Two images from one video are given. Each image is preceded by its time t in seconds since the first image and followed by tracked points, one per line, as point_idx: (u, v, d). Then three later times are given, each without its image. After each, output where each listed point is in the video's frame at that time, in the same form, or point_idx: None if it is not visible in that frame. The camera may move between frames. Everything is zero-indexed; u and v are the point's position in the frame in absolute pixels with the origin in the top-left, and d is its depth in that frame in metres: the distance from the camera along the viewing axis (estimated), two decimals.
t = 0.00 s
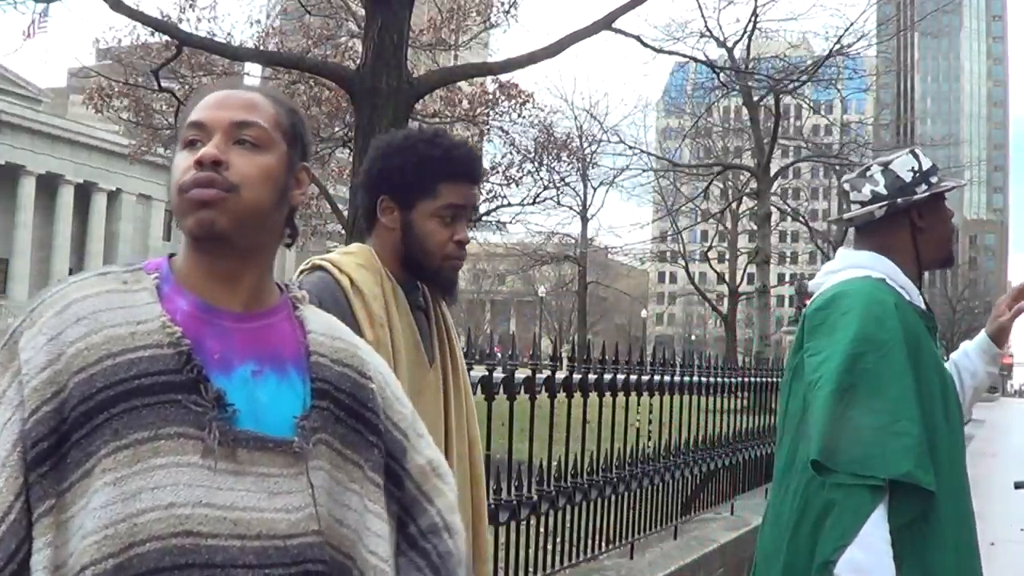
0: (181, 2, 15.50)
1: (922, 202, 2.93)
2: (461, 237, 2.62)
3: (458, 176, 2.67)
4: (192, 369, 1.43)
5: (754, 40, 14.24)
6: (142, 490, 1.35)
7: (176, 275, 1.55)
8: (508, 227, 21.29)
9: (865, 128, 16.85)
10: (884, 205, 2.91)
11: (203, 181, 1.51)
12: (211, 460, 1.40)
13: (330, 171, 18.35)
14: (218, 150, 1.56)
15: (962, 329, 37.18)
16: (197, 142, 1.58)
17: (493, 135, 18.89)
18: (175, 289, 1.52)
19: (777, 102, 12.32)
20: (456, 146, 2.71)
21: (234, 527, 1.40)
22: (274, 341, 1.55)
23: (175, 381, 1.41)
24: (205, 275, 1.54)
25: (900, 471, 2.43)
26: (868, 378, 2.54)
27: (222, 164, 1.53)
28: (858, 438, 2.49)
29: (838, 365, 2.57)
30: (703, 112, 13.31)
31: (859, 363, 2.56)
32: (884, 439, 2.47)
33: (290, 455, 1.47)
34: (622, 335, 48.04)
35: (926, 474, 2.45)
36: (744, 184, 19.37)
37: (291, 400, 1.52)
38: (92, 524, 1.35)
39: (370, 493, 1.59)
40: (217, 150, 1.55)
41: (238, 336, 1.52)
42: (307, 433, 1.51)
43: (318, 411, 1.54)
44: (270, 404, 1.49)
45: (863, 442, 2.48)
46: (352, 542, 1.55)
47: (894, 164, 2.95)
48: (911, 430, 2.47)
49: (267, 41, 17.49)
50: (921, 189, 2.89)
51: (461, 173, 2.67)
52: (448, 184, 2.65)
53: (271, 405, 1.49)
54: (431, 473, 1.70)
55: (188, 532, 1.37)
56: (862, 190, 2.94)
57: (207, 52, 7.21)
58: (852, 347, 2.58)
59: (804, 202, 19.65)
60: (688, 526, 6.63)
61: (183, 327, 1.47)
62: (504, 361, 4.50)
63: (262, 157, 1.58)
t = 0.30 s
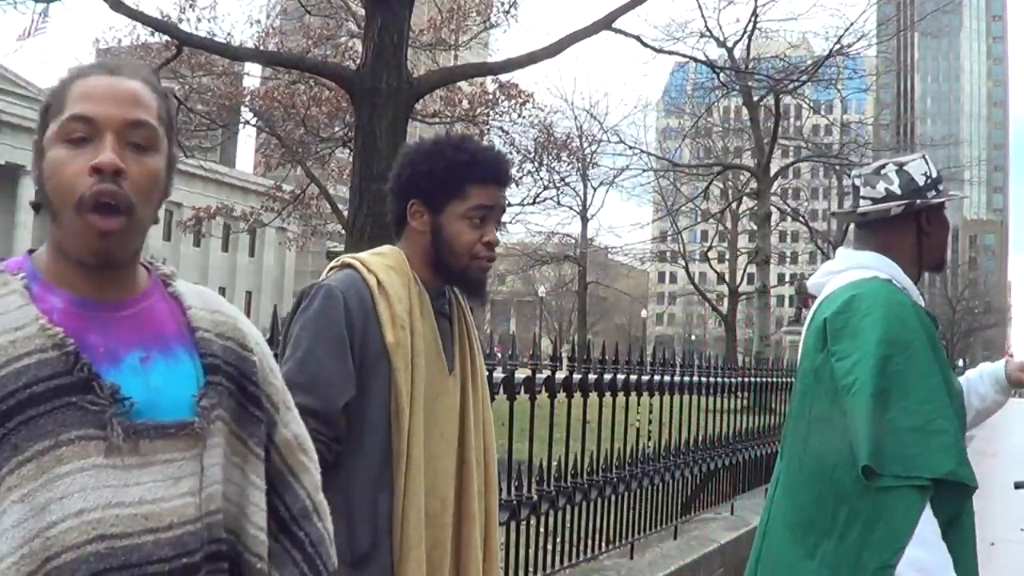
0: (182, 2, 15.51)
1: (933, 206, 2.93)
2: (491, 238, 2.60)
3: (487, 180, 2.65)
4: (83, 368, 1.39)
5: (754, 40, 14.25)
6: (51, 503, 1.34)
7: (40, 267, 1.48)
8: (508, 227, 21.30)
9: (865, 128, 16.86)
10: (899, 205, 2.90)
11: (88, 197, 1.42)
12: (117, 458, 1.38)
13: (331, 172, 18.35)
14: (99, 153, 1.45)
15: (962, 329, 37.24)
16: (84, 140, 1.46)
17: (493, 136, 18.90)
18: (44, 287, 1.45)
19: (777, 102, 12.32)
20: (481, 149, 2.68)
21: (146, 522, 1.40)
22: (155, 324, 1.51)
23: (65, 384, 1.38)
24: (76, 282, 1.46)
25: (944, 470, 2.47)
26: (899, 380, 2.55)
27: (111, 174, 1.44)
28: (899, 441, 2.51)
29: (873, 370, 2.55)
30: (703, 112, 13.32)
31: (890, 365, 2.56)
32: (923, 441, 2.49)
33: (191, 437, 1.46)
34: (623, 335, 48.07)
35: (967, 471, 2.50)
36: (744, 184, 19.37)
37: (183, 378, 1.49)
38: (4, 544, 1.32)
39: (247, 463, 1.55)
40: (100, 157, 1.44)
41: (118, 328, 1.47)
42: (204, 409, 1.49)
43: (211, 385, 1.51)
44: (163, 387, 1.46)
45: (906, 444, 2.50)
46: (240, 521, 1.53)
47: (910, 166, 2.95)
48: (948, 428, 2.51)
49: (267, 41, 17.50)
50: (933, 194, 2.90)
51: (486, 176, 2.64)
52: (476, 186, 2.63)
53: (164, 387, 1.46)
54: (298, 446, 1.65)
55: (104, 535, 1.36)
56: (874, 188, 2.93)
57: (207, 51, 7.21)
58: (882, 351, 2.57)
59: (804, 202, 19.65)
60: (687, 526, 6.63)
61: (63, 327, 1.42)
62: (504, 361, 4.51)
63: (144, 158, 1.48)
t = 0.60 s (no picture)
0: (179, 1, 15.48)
1: (935, 204, 2.92)
2: (479, 232, 2.52)
3: (474, 170, 2.55)
4: (21, 367, 1.32)
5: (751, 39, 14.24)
6: None
7: None
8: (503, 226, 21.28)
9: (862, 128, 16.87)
10: (903, 203, 2.89)
11: (50, 230, 1.37)
12: (56, 459, 1.31)
13: (327, 170, 18.34)
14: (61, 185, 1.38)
15: (958, 328, 37.33)
16: (46, 166, 1.38)
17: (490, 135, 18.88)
18: None
19: (772, 100, 12.31)
20: (471, 144, 2.60)
21: (90, 526, 1.33)
22: (96, 320, 1.45)
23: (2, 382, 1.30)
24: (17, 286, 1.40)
25: (943, 470, 2.45)
26: (900, 380, 2.54)
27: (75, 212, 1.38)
28: (898, 441, 2.50)
29: (872, 369, 2.55)
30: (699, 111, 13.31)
31: (890, 365, 2.55)
32: (922, 440, 2.48)
33: (134, 436, 1.39)
34: (619, 334, 48.13)
35: (965, 470, 2.48)
36: (740, 183, 19.36)
37: (125, 380, 1.42)
38: None
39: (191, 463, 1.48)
40: (65, 192, 1.37)
41: (58, 321, 1.41)
42: (148, 411, 1.41)
43: (155, 383, 1.45)
44: (105, 386, 1.39)
45: (906, 443, 2.49)
46: (184, 521, 1.46)
47: (912, 165, 2.95)
48: (947, 429, 2.49)
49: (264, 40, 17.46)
50: (935, 192, 2.90)
51: (472, 167, 2.55)
52: (462, 178, 2.54)
53: (107, 386, 1.40)
54: (234, 451, 1.58)
55: (45, 539, 1.29)
56: (879, 188, 2.91)
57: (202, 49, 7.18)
58: (882, 351, 2.56)
59: (800, 201, 19.65)
60: (683, 525, 6.61)
61: None
62: (500, 360, 4.49)
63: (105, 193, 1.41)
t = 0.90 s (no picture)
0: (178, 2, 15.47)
1: (931, 206, 2.91)
2: (465, 241, 2.51)
3: (463, 179, 2.53)
4: (37, 384, 1.24)
5: (750, 40, 14.24)
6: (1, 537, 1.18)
7: None
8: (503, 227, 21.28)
9: (861, 129, 16.86)
10: (898, 207, 2.89)
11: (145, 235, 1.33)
12: (67, 482, 1.25)
13: (327, 172, 18.33)
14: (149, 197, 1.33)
15: (957, 329, 37.38)
16: (135, 171, 1.33)
17: (489, 136, 18.89)
18: None
19: (772, 101, 12.30)
20: (465, 150, 2.57)
21: (102, 551, 1.27)
22: (102, 332, 1.40)
23: (19, 401, 1.22)
24: (51, 293, 1.33)
25: (940, 472, 2.44)
26: (896, 383, 2.53)
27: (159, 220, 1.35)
28: (894, 443, 2.49)
29: (871, 370, 2.54)
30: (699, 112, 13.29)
31: (886, 366, 2.54)
32: (919, 442, 2.47)
33: (143, 455, 1.35)
34: (618, 335, 48.20)
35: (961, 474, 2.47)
36: (739, 184, 19.36)
37: (134, 394, 1.39)
38: None
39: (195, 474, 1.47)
40: (150, 201, 1.33)
41: (68, 333, 1.34)
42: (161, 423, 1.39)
43: (159, 397, 1.42)
44: (117, 402, 1.35)
45: (903, 445, 2.48)
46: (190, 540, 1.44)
47: (909, 168, 2.94)
48: (944, 432, 2.48)
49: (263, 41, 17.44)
50: (931, 195, 2.89)
51: (458, 177, 2.52)
52: (451, 189, 2.53)
53: (118, 403, 1.35)
54: (226, 459, 1.57)
55: (59, 567, 1.22)
56: (875, 193, 2.92)
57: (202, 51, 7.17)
58: (880, 353, 2.56)
59: (800, 202, 19.66)
60: (684, 526, 6.60)
61: (11, 335, 1.26)
62: (500, 361, 4.49)
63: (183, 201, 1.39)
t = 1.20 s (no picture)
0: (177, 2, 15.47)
1: (918, 205, 2.90)
2: (467, 249, 2.53)
3: (464, 186, 2.57)
4: (162, 448, 1.30)
5: (750, 40, 14.24)
6: None
7: (110, 295, 1.36)
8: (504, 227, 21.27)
9: (861, 129, 16.85)
10: (888, 206, 2.89)
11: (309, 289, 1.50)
12: (179, 544, 1.30)
13: (327, 171, 18.32)
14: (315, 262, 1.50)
15: (957, 330, 37.31)
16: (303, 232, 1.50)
17: (489, 135, 18.89)
18: (122, 331, 1.34)
19: (772, 101, 12.29)
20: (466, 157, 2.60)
21: None
22: (198, 395, 1.47)
23: (147, 460, 1.28)
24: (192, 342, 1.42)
25: (907, 472, 2.44)
26: (865, 383, 2.56)
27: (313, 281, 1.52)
28: (859, 442, 2.52)
29: (835, 371, 2.59)
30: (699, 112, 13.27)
31: (853, 367, 2.58)
32: (890, 441, 2.49)
33: (236, 531, 1.42)
34: (618, 336, 48.16)
35: (931, 474, 2.46)
36: (739, 184, 19.35)
37: (217, 465, 1.47)
38: None
39: (266, 554, 1.56)
40: (308, 261, 1.49)
41: (180, 394, 1.41)
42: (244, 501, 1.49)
43: (241, 474, 1.51)
44: (209, 472, 1.44)
45: (870, 445, 2.50)
46: None
47: (892, 168, 2.93)
48: (913, 432, 2.48)
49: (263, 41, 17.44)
50: (918, 192, 2.87)
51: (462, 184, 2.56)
52: (454, 195, 2.56)
53: (209, 472, 1.44)
54: (294, 536, 1.67)
55: None
56: (865, 196, 2.92)
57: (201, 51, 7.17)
58: (847, 356, 2.60)
59: (800, 202, 19.65)
60: (684, 526, 6.61)
61: (138, 381, 1.33)
62: (500, 361, 4.48)
63: (324, 258, 1.56)
